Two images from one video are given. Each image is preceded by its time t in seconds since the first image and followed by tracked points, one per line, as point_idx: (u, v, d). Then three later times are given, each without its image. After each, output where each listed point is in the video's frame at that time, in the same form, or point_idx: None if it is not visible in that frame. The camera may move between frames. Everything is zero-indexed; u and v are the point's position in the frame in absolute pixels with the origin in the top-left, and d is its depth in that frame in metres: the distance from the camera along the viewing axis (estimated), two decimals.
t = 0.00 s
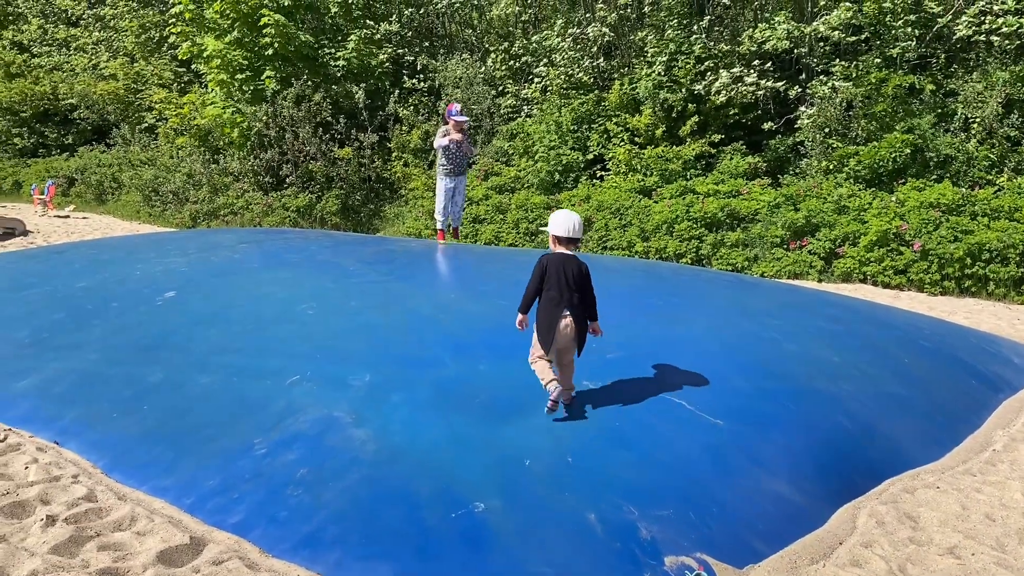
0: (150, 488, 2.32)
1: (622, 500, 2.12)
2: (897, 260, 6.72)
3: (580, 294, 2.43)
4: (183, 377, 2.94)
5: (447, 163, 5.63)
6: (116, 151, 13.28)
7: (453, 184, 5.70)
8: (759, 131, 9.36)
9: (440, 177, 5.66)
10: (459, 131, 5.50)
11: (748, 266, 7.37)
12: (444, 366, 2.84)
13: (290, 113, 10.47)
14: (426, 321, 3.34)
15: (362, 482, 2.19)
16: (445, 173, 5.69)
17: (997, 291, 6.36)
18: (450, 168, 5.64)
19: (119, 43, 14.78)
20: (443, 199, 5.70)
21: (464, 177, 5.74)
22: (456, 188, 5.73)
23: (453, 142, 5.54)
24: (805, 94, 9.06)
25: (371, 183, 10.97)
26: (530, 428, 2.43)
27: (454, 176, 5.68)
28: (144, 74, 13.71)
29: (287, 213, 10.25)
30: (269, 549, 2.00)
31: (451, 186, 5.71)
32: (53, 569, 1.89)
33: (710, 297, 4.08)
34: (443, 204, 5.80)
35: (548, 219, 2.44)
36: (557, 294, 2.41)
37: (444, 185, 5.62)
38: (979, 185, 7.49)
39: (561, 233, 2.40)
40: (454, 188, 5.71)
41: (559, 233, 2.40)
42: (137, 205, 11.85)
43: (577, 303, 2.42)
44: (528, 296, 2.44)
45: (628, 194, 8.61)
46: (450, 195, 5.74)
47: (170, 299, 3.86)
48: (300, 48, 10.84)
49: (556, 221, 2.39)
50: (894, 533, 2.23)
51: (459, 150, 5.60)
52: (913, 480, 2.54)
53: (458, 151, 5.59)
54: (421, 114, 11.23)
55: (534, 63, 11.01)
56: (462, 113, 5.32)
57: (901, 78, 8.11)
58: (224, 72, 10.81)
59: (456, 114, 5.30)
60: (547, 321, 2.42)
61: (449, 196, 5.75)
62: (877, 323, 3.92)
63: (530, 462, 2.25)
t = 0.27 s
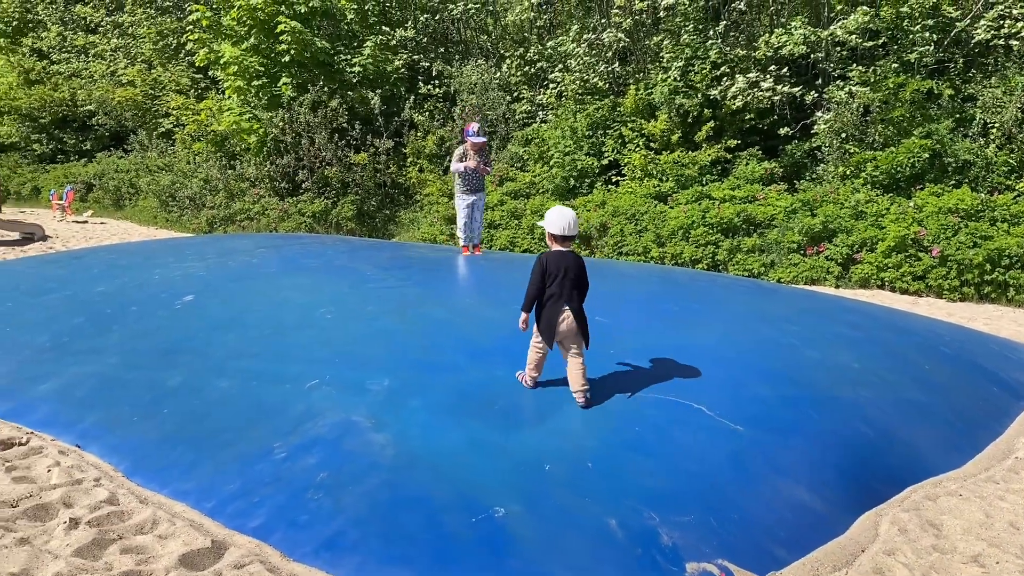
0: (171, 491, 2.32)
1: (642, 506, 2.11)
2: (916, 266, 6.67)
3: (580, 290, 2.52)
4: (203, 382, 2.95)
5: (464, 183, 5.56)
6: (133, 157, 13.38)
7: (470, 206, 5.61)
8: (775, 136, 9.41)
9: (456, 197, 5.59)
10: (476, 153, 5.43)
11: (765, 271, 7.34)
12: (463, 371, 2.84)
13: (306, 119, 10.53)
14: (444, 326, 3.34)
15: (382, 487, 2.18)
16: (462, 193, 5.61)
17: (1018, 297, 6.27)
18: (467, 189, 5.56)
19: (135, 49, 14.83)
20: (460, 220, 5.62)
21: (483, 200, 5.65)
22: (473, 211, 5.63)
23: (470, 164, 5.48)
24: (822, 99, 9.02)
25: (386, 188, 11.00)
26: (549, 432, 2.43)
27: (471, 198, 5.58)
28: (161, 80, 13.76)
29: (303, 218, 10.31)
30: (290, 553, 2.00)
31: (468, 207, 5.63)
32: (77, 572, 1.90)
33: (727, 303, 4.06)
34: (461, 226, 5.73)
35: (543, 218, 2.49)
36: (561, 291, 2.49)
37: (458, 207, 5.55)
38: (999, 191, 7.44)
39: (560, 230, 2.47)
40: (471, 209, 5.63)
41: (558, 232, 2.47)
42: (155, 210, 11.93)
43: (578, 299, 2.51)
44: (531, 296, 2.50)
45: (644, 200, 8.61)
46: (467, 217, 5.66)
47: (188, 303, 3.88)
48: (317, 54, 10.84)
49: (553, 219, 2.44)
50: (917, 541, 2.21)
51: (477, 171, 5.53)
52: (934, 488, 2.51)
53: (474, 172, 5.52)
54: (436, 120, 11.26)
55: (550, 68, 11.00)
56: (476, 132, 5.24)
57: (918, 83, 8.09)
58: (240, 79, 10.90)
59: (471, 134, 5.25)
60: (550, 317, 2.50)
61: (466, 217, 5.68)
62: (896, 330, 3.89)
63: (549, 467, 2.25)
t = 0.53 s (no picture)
0: (193, 495, 2.34)
1: (665, 514, 2.10)
2: (934, 273, 6.63)
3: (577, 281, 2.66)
4: (224, 387, 2.97)
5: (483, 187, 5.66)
6: (151, 163, 13.48)
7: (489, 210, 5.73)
8: (791, 142, 9.35)
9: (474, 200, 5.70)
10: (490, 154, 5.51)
11: (781, 278, 7.32)
12: (482, 377, 2.84)
13: (322, 125, 10.59)
14: (463, 332, 3.34)
15: (404, 493, 2.19)
16: (480, 196, 5.71)
17: None
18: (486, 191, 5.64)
19: (153, 57, 14.90)
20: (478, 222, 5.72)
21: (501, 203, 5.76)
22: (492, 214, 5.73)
23: (484, 166, 5.54)
24: (838, 106, 8.98)
25: (402, 195, 11.04)
26: (570, 438, 2.43)
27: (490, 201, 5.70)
28: (177, 87, 13.80)
29: (319, 224, 10.37)
30: (313, 558, 2.00)
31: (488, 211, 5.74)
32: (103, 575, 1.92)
33: (745, 310, 4.05)
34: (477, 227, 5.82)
35: (534, 214, 2.66)
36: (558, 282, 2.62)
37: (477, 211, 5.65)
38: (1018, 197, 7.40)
39: (551, 224, 2.60)
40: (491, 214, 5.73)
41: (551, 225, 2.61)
42: (172, 216, 12.02)
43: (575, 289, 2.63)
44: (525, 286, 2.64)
45: (659, 206, 8.62)
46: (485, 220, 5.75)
47: (208, 309, 3.91)
48: (332, 61, 10.91)
49: (542, 212, 2.58)
50: (942, 550, 2.20)
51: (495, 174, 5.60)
52: (958, 496, 2.48)
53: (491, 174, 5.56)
54: (452, 126, 11.28)
55: (565, 75, 10.99)
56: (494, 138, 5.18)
57: (936, 89, 8.05)
58: (257, 86, 11.02)
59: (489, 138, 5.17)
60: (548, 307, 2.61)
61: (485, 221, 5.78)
62: (916, 338, 3.86)
63: (571, 473, 2.25)
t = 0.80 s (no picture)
0: (212, 504, 2.32)
1: (690, 525, 2.07)
2: (952, 280, 6.57)
3: (578, 284, 2.70)
4: (241, 394, 2.96)
5: (492, 186, 5.59)
6: (164, 170, 13.54)
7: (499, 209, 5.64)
8: (806, 148, 9.35)
9: (484, 198, 5.63)
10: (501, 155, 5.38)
11: (797, 285, 7.27)
12: (501, 386, 2.82)
13: (335, 132, 10.62)
14: (480, 340, 3.33)
15: (425, 503, 2.17)
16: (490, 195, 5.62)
17: None
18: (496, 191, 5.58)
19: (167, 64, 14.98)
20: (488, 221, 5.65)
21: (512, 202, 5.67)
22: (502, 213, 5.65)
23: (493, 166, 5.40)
24: (853, 113, 8.95)
25: (414, 202, 11.04)
26: (592, 448, 2.40)
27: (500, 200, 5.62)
28: (191, 94, 13.86)
29: (332, 231, 10.39)
30: (335, 568, 1.98)
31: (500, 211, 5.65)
32: None
33: (764, 317, 4.02)
34: (487, 226, 5.75)
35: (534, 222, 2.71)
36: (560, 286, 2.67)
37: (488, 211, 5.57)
38: None
39: (552, 230, 2.63)
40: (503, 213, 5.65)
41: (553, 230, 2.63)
42: (185, 222, 12.06)
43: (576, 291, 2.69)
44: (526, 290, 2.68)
45: (673, 213, 8.59)
46: (495, 218, 5.69)
47: (224, 315, 3.90)
48: (346, 68, 10.92)
49: (543, 218, 2.60)
50: (972, 564, 2.16)
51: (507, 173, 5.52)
52: (987, 508, 2.44)
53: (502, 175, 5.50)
54: (464, 133, 11.28)
55: (578, 81, 10.95)
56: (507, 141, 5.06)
57: (953, 95, 8.06)
58: (270, 92, 10.99)
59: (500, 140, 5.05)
60: (552, 311, 2.64)
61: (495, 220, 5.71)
62: (938, 346, 3.81)
63: (595, 483, 2.22)
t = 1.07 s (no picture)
0: (224, 519, 2.26)
1: (718, 543, 2.00)
2: (970, 289, 6.49)
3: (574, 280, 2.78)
4: (253, 405, 2.91)
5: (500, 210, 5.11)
6: (176, 177, 13.54)
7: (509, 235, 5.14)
8: (819, 155, 9.30)
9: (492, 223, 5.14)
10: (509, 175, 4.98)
11: (812, 294, 7.20)
12: (519, 398, 2.76)
13: (345, 139, 10.59)
14: (496, 351, 3.27)
15: (442, 519, 2.11)
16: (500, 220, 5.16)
17: None
18: (505, 214, 5.09)
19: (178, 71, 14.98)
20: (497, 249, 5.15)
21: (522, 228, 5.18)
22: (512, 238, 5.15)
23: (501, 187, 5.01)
24: (868, 120, 8.88)
25: (424, 209, 11.02)
26: (613, 462, 2.34)
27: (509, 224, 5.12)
28: (201, 101, 13.74)
29: (343, 237, 10.37)
30: None
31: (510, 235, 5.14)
32: None
33: (785, 327, 3.95)
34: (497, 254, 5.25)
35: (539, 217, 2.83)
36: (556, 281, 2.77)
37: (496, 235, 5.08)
38: None
39: (552, 225, 2.76)
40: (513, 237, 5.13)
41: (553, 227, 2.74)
42: (196, 229, 12.06)
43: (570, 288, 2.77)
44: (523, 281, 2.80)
45: (686, 220, 8.54)
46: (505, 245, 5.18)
47: (236, 324, 3.86)
48: (357, 76, 10.94)
49: (543, 212, 2.74)
50: None
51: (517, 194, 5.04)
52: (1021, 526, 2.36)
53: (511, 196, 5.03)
54: (475, 140, 11.30)
55: (589, 88, 10.85)
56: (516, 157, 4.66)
57: (970, 102, 7.83)
58: (281, 100, 10.98)
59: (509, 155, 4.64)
60: (543, 304, 2.74)
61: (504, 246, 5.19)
62: (963, 356, 3.74)
63: (616, 500, 2.16)
